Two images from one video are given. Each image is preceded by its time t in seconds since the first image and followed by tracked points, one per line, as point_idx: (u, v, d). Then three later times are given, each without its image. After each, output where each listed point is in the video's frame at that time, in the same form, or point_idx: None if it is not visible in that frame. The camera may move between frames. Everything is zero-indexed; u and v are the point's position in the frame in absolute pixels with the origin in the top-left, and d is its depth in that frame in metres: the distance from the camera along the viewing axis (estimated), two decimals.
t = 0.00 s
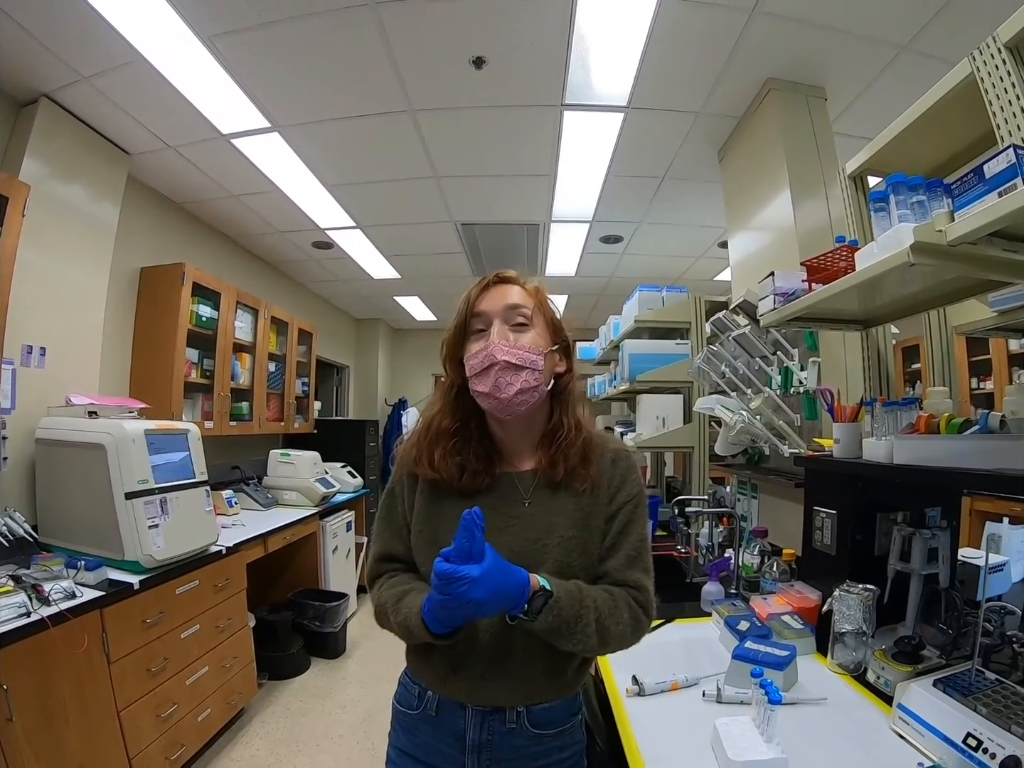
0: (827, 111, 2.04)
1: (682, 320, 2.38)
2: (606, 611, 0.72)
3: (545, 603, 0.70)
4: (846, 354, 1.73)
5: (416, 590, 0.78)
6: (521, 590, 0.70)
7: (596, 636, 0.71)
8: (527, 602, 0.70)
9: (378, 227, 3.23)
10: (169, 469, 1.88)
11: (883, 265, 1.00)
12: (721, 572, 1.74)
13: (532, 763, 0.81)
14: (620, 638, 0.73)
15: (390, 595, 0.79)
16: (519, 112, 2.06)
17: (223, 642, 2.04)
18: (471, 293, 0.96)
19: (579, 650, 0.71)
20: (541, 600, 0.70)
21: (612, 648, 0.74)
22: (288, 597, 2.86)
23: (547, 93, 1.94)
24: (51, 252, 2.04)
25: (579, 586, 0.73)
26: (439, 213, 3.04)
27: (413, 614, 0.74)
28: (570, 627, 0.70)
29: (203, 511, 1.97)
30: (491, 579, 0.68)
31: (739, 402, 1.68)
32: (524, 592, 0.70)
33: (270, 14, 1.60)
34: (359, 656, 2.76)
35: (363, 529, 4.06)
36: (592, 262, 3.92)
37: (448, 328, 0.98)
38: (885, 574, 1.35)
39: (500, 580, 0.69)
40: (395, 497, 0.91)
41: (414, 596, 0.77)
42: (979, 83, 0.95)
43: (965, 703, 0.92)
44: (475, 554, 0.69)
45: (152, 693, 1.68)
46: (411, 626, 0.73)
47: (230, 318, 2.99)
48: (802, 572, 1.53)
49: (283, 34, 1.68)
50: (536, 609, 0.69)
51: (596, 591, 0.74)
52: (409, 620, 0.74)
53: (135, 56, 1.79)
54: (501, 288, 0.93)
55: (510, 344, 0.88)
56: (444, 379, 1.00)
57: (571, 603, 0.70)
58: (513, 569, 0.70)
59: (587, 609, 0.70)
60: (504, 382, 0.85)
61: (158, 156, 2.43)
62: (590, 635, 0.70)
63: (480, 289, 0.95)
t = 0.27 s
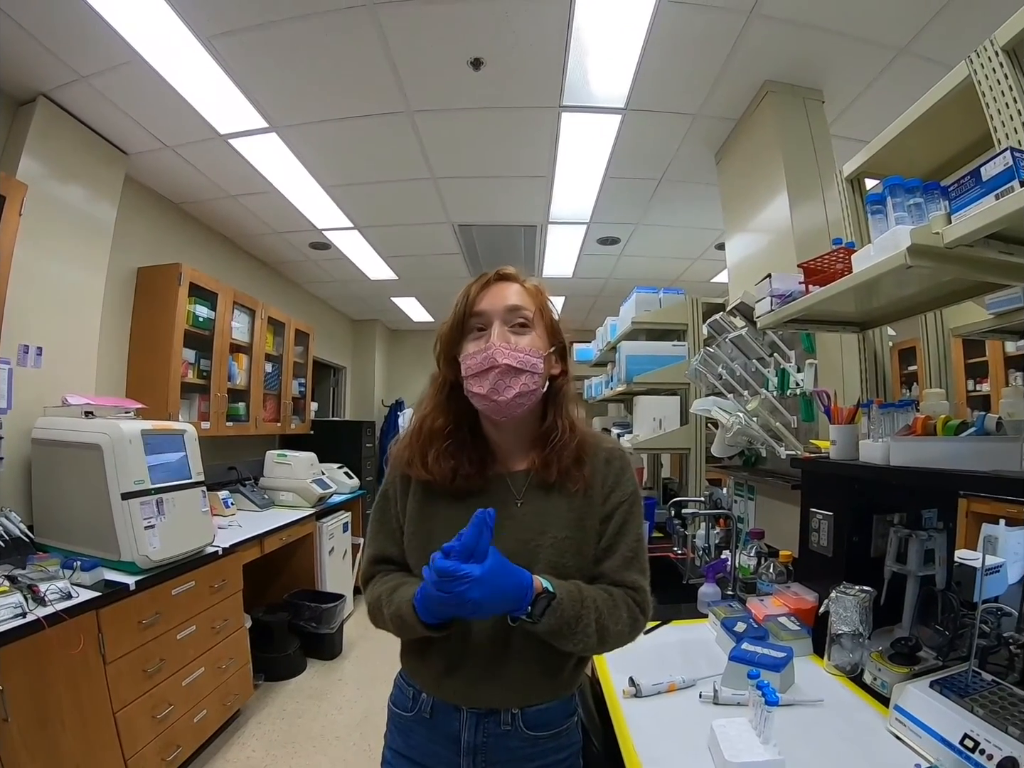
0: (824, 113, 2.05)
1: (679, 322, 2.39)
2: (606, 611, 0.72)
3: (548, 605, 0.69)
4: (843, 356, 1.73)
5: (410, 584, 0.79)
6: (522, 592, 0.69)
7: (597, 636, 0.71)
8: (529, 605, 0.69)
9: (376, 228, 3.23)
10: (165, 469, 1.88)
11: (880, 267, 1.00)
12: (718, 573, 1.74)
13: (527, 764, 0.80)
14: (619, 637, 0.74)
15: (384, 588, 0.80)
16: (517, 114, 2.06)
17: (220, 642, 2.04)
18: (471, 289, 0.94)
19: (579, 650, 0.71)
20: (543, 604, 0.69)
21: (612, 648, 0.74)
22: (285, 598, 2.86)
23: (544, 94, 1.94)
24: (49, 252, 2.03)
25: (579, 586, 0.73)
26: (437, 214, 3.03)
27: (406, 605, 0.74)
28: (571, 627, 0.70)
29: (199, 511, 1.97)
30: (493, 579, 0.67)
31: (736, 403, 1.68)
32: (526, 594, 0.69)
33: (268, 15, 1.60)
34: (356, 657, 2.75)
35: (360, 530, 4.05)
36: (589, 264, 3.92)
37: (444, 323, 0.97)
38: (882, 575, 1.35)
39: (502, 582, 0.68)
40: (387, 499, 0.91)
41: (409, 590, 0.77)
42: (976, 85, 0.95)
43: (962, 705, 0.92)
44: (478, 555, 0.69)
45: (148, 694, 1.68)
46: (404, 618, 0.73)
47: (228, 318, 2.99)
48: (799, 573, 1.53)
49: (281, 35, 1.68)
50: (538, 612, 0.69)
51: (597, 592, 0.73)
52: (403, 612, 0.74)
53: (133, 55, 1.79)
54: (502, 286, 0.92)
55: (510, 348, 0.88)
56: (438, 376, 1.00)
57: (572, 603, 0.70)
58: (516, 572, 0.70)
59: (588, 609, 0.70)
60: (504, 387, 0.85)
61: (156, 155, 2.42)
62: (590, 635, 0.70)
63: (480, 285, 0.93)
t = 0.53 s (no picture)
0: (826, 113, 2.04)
1: (681, 322, 2.38)
2: (612, 614, 0.73)
3: (555, 620, 0.70)
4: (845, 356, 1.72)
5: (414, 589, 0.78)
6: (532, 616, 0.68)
7: (606, 640, 0.72)
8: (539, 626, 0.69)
9: (377, 229, 3.23)
10: (167, 470, 1.88)
11: (883, 267, 1.00)
12: (720, 574, 1.74)
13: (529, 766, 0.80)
14: (626, 637, 0.75)
15: (387, 595, 0.79)
16: (518, 114, 2.06)
17: (221, 643, 2.04)
18: (474, 289, 0.89)
19: (588, 654, 0.73)
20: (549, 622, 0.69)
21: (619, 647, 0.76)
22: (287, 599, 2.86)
23: (546, 94, 1.94)
24: (50, 252, 2.03)
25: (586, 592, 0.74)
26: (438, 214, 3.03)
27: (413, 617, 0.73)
28: (579, 635, 0.70)
29: (201, 512, 1.97)
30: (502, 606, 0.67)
31: (738, 404, 1.67)
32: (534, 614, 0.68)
33: (270, 15, 1.60)
34: (357, 657, 2.75)
35: (361, 530, 4.05)
36: (591, 264, 3.92)
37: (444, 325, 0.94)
38: (885, 575, 1.35)
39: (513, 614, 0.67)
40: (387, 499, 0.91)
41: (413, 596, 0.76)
42: (979, 85, 0.95)
43: (966, 706, 0.91)
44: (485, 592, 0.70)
45: (150, 694, 1.68)
46: (410, 629, 0.73)
47: (229, 319, 2.99)
48: (801, 574, 1.53)
49: (284, 36, 1.68)
50: (547, 628, 0.69)
51: (603, 598, 0.74)
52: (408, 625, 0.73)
53: (134, 56, 1.79)
54: (507, 292, 0.88)
55: (515, 361, 0.86)
56: (436, 375, 0.98)
57: (578, 613, 0.71)
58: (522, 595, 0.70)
59: (594, 615, 0.71)
60: (509, 401, 0.85)
61: (157, 156, 2.42)
62: (600, 641, 0.72)
63: (484, 286, 0.89)
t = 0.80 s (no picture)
0: (829, 112, 2.04)
1: (684, 322, 2.38)
2: (611, 617, 0.73)
3: (551, 624, 0.70)
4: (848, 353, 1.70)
5: (420, 590, 0.78)
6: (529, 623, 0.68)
7: (606, 643, 0.72)
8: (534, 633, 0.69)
9: (379, 228, 3.23)
10: (169, 470, 1.88)
11: (888, 265, 1.00)
12: (724, 573, 1.73)
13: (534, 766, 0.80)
14: (628, 638, 0.75)
15: (394, 596, 0.79)
16: (521, 113, 2.06)
17: (224, 643, 2.04)
18: (475, 290, 0.89)
19: (589, 656, 0.73)
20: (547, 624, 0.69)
21: (621, 648, 0.76)
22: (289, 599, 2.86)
23: (548, 94, 1.94)
24: (53, 253, 2.04)
25: (585, 596, 0.74)
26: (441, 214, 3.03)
27: (422, 622, 0.73)
28: (577, 640, 0.70)
29: (204, 511, 1.97)
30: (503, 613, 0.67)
31: (741, 403, 1.67)
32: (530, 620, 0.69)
33: (272, 15, 1.60)
34: (360, 657, 2.75)
35: (364, 530, 4.05)
36: (593, 264, 3.92)
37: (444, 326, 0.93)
38: (888, 574, 1.35)
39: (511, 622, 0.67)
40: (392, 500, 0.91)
41: (418, 596, 0.76)
42: (982, 83, 0.95)
43: (970, 705, 0.91)
44: (483, 599, 0.70)
45: (153, 694, 1.68)
46: (420, 632, 0.73)
47: (232, 319, 2.99)
48: (805, 573, 1.52)
49: (287, 35, 1.68)
50: (544, 633, 0.69)
51: (601, 601, 0.74)
52: (418, 629, 0.73)
53: (136, 56, 1.79)
54: (508, 293, 0.87)
55: (520, 363, 0.86)
56: (436, 376, 0.97)
57: (575, 619, 0.71)
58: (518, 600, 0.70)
59: (592, 620, 0.71)
60: (514, 404, 0.85)
61: (160, 156, 2.42)
62: (599, 644, 0.72)
63: (485, 287, 0.88)
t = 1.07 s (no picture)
0: (832, 110, 2.04)
1: (687, 320, 2.38)
2: (611, 618, 0.72)
3: (548, 623, 0.69)
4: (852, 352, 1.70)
5: (418, 588, 0.78)
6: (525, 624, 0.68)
7: (606, 644, 0.72)
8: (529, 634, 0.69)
9: (381, 227, 3.23)
10: (172, 468, 1.88)
11: (891, 262, 0.99)
12: (727, 571, 1.72)
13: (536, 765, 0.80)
14: (628, 640, 0.74)
15: (393, 594, 0.79)
16: (524, 111, 2.05)
17: (226, 641, 2.04)
18: (480, 287, 0.88)
19: (588, 658, 0.73)
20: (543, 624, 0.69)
21: (622, 650, 0.75)
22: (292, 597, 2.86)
23: (551, 92, 1.93)
24: (55, 252, 2.04)
25: (584, 597, 0.74)
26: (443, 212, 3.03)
27: (417, 622, 0.73)
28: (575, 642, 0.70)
29: (206, 509, 1.97)
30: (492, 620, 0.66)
31: (744, 401, 1.67)
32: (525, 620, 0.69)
33: (274, 13, 1.60)
34: (362, 656, 2.75)
35: (366, 529, 4.06)
36: (595, 262, 3.91)
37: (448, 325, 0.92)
38: (892, 573, 1.35)
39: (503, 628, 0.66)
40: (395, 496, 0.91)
41: (419, 594, 0.76)
42: (985, 79, 0.94)
43: (974, 703, 0.91)
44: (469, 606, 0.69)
45: (156, 692, 1.68)
46: (416, 632, 0.73)
47: (234, 318, 3.00)
48: (808, 572, 1.52)
49: (289, 34, 1.68)
50: (541, 633, 0.69)
51: (600, 603, 0.73)
52: (413, 630, 0.74)
53: (138, 55, 1.79)
54: (515, 293, 0.86)
55: (525, 362, 0.86)
56: (439, 375, 0.97)
57: (573, 620, 0.70)
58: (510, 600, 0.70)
59: (591, 621, 0.71)
60: (520, 404, 0.85)
61: (162, 155, 2.43)
62: (598, 645, 0.71)
63: (490, 284, 0.87)
